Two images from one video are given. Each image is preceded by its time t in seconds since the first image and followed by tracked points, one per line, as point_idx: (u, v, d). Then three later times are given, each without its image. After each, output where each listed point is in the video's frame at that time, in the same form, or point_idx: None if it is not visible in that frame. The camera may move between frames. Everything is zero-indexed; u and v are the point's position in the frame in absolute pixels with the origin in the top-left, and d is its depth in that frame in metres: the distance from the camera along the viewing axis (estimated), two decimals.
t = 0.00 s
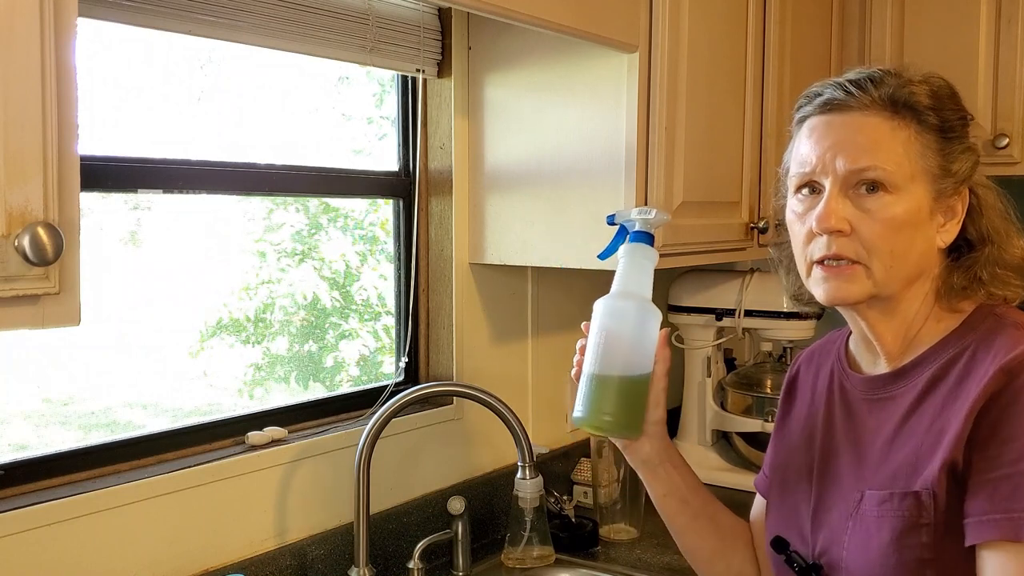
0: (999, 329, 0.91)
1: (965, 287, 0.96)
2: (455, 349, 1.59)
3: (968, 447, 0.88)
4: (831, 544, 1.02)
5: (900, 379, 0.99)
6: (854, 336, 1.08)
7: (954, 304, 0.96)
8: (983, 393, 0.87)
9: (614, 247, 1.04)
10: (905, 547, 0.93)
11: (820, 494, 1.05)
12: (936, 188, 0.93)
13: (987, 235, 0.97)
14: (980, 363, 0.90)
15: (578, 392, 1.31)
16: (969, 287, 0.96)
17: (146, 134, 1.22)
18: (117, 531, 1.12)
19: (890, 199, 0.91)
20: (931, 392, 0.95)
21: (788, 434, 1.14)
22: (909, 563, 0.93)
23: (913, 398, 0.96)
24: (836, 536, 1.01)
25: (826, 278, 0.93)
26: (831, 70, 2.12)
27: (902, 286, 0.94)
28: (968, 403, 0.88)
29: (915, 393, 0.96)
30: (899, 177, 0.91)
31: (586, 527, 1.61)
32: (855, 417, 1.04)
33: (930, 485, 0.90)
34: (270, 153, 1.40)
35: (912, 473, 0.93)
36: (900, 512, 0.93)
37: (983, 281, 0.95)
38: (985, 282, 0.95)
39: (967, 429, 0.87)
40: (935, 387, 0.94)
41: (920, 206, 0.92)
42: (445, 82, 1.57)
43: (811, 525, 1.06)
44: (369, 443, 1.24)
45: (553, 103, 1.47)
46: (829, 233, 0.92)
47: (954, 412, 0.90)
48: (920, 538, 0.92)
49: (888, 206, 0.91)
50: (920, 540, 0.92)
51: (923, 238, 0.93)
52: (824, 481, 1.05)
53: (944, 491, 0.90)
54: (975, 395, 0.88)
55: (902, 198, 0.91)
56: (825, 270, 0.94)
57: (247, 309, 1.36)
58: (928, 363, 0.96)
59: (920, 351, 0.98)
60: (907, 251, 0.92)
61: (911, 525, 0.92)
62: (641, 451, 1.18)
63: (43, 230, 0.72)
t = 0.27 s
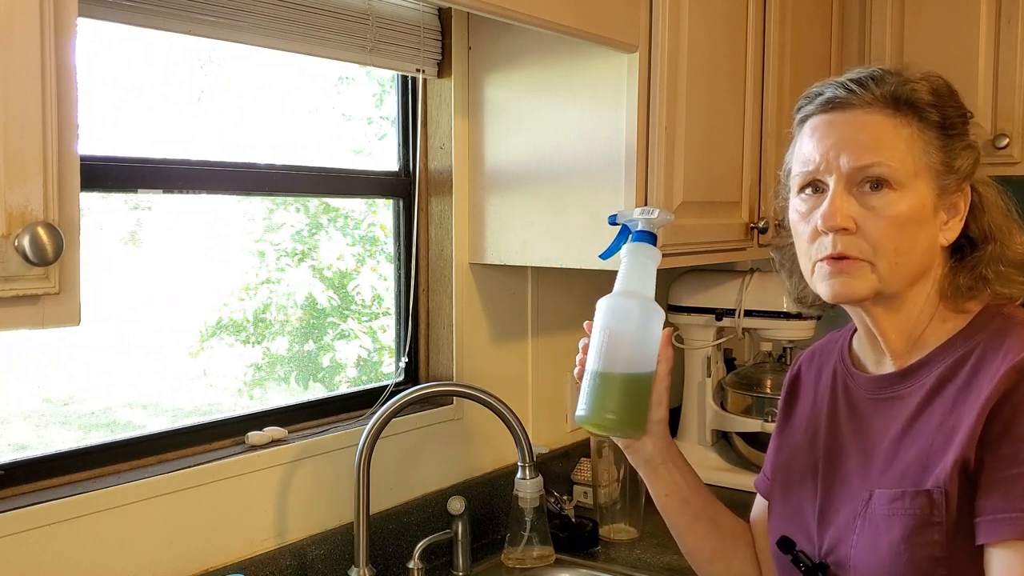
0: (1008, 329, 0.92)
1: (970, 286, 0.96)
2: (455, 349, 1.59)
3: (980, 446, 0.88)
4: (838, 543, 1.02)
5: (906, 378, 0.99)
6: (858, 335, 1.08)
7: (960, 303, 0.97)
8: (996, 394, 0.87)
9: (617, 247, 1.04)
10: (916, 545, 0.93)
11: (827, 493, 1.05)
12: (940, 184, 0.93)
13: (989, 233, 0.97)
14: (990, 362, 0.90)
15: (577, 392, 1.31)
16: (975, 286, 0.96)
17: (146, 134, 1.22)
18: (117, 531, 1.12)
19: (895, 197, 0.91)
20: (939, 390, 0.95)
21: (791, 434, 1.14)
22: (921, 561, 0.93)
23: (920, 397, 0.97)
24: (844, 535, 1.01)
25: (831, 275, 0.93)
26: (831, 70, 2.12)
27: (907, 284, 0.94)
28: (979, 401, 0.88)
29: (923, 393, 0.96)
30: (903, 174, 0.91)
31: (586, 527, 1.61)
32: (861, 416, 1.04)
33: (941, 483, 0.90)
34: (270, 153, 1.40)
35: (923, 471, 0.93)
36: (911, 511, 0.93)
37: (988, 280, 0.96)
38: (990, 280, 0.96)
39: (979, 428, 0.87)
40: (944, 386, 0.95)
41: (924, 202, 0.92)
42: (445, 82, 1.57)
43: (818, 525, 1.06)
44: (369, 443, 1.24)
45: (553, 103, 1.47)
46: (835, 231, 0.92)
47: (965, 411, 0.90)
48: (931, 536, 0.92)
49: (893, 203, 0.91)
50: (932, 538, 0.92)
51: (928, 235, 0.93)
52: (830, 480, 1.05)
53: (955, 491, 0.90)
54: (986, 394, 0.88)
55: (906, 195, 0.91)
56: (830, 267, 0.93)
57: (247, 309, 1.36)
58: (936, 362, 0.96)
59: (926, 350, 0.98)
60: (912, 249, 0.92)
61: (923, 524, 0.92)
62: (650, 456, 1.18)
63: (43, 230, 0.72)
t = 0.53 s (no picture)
0: (1007, 330, 0.92)
1: (969, 290, 0.96)
2: (455, 349, 1.59)
3: (980, 448, 0.88)
4: (838, 545, 1.02)
5: (905, 380, 0.99)
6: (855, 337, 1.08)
7: (960, 306, 0.97)
8: (997, 396, 0.87)
9: (614, 246, 1.04)
10: (917, 548, 0.93)
11: (827, 495, 1.05)
12: (940, 192, 0.93)
13: (991, 239, 0.96)
14: (989, 364, 0.90)
15: (577, 391, 1.31)
16: (973, 291, 0.96)
17: (146, 134, 1.22)
18: (117, 531, 1.12)
19: (890, 202, 0.91)
20: (938, 392, 0.95)
21: (789, 435, 1.14)
22: (922, 563, 0.93)
23: (919, 399, 0.97)
24: (844, 537, 1.01)
25: (820, 276, 0.94)
26: (831, 70, 2.12)
27: (901, 288, 0.94)
28: (979, 403, 0.88)
29: (921, 394, 0.96)
30: (900, 180, 0.91)
31: (586, 527, 1.61)
32: (860, 418, 1.04)
33: (942, 485, 0.90)
34: (270, 153, 1.40)
35: (922, 473, 0.93)
36: (911, 514, 0.93)
37: (987, 286, 0.96)
38: (988, 287, 0.96)
39: (979, 430, 0.87)
40: (943, 388, 0.95)
41: (921, 209, 0.92)
42: (445, 82, 1.57)
43: (818, 527, 1.06)
44: (369, 443, 1.24)
45: (553, 103, 1.47)
46: (827, 233, 0.92)
47: (964, 413, 0.90)
48: (933, 538, 0.92)
49: (888, 208, 0.91)
50: (933, 540, 0.92)
51: (924, 240, 0.93)
52: (830, 482, 1.05)
53: (956, 493, 0.90)
54: (986, 396, 0.88)
55: (902, 200, 0.91)
56: (821, 267, 0.94)
57: (246, 309, 1.36)
58: (934, 364, 0.96)
59: (925, 351, 0.98)
60: (906, 254, 0.92)
61: (924, 526, 0.92)
62: (649, 455, 1.18)
63: (43, 230, 0.72)
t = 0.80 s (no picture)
0: (1007, 330, 0.92)
1: (972, 290, 0.96)
2: (455, 349, 1.59)
3: (981, 450, 0.88)
4: (839, 546, 1.02)
5: (906, 380, 0.99)
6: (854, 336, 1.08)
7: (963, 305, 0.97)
8: (998, 397, 0.87)
9: (610, 245, 1.04)
10: (919, 550, 0.93)
11: (827, 496, 1.05)
12: (945, 192, 0.93)
13: (995, 238, 0.96)
14: (991, 365, 0.91)
15: (577, 391, 1.31)
16: (976, 290, 0.96)
17: (146, 134, 1.22)
18: (117, 531, 1.12)
19: (894, 201, 0.91)
20: (939, 393, 0.95)
21: (788, 436, 1.14)
22: (924, 565, 0.93)
23: (920, 400, 0.97)
24: (845, 538, 1.01)
25: (825, 273, 0.93)
26: (831, 70, 2.12)
27: (904, 288, 0.94)
28: (981, 405, 0.88)
29: (922, 395, 0.96)
30: (904, 180, 0.91)
31: (586, 528, 1.61)
32: (860, 419, 1.04)
33: (943, 487, 0.90)
34: (269, 152, 1.40)
35: (923, 475, 0.93)
36: (913, 516, 0.93)
37: (989, 285, 0.96)
38: (990, 286, 0.96)
39: (981, 431, 0.87)
40: (944, 389, 0.95)
41: (925, 208, 0.92)
42: (445, 82, 1.57)
43: (818, 528, 1.06)
44: (369, 443, 1.24)
45: (552, 103, 1.47)
46: (830, 232, 0.92)
47: (965, 414, 0.90)
48: (934, 540, 0.92)
49: (891, 208, 0.91)
50: (934, 542, 0.92)
51: (928, 240, 0.93)
52: (830, 483, 1.05)
53: (957, 495, 0.90)
54: (987, 398, 0.88)
55: (906, 200, 0.91)
56: (824, 265, 0.93)
57: (246, 309, 1.36)
58: (935, 365, 0.96)
59: (927, 350, 0.98)
60: (909, 253, 0.92)
61: (925, 528, 0.92)
62: (649, 454, 1.18)
63: (43, 230, 0.72)
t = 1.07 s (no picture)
0: (1011, 330, 0.92)
1: (975, 289, 0.96)
2: (455, 349, 1.59)
3: (984, 451, 0.88)
4: (841, 547, 1.02)
5: (909, 381, 0.99)
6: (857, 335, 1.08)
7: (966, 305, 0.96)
8: (1001, 399, 0.87)
9: (613, 243, 1.04)
10: (922, 551, 0.93)
11: (829, 496, 1.05)
12: (946, 189, 0.92)
13: (998, 236, 0.97)
14: (994, 366, 0.91)
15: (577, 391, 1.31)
16: (980, 289, 0.96)
17: (146, 134, 1.22)
18: (117, 531, 1.12)
19: (894, 200, 0.91)
20: (942, 394, 0.95)
21: (790, 436, 1.14)
22: (926, 566, 0.93)
23: (923, 400, 0.97)
24: (847, 539, 1.01)
25: (827, 274, 0.94)
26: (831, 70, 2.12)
27: (905, 286, 0.94)
28: (984, 406, 0.88)
29: (925, 396, 0.96)
30: (903, 178, 0.91)
31: (586, 527, 1.61)
32: (862, 419, 1.04)
33: (946, 488, 0.90)
34: (269, 152, 1.39)
35: (926, 476, 0.94)
36: (916, 517, 0.93)
37: (993, 284, 0.96)
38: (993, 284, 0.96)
39: (984, 433, 0.87)
40: (947, 389, 0.95)
41: (926, 207, 0.92)
42: (445, 82, 1.57)
43: (820, 528, 1.06)
44: (369, 443, 1.24)
45: (552, 104, 1.47)
46: (831, 232, 0.92)
47: (969, 415, 0.90)
48: (937, 541, 0.92)
49: (891, 207, 0.91)
50: (937, 543, 0.92)
51: (930, 237, 0.93)
52: (832, 483, 1.05)
53: (960, 497, 0.90)
54: (990, 399, 0.88)
55: (906, 198, 0.91)
56: (828, 264, 0.93)
57: (246, 309, 1.36)
58: (939, 365, 0.96)
59: (932, 351, 0.98)
60: (911, 253, 0.92)
61: (928, 529, 0.92)
62: (649, 454, 1.18)
63: (43, 230, 0.72)
